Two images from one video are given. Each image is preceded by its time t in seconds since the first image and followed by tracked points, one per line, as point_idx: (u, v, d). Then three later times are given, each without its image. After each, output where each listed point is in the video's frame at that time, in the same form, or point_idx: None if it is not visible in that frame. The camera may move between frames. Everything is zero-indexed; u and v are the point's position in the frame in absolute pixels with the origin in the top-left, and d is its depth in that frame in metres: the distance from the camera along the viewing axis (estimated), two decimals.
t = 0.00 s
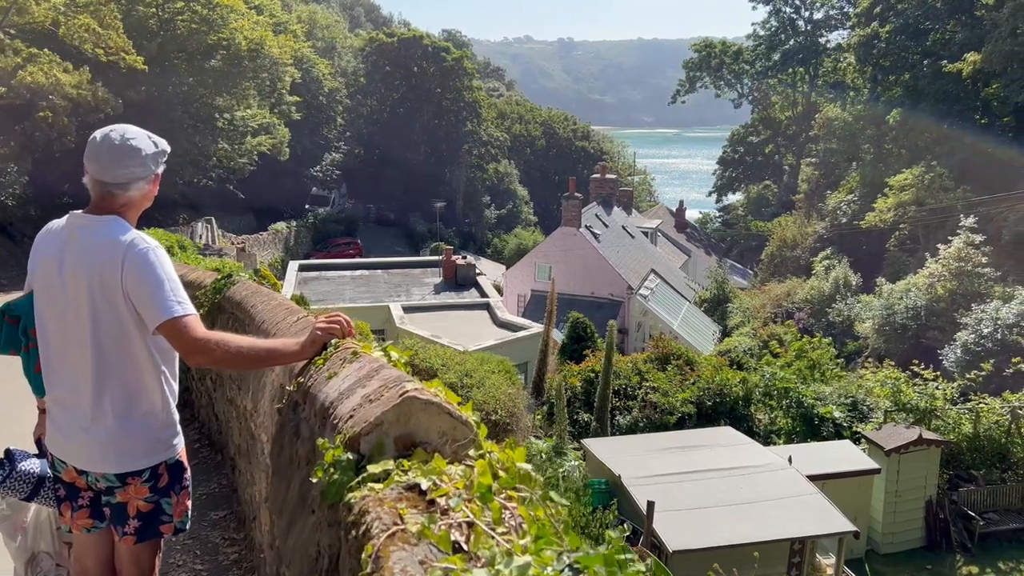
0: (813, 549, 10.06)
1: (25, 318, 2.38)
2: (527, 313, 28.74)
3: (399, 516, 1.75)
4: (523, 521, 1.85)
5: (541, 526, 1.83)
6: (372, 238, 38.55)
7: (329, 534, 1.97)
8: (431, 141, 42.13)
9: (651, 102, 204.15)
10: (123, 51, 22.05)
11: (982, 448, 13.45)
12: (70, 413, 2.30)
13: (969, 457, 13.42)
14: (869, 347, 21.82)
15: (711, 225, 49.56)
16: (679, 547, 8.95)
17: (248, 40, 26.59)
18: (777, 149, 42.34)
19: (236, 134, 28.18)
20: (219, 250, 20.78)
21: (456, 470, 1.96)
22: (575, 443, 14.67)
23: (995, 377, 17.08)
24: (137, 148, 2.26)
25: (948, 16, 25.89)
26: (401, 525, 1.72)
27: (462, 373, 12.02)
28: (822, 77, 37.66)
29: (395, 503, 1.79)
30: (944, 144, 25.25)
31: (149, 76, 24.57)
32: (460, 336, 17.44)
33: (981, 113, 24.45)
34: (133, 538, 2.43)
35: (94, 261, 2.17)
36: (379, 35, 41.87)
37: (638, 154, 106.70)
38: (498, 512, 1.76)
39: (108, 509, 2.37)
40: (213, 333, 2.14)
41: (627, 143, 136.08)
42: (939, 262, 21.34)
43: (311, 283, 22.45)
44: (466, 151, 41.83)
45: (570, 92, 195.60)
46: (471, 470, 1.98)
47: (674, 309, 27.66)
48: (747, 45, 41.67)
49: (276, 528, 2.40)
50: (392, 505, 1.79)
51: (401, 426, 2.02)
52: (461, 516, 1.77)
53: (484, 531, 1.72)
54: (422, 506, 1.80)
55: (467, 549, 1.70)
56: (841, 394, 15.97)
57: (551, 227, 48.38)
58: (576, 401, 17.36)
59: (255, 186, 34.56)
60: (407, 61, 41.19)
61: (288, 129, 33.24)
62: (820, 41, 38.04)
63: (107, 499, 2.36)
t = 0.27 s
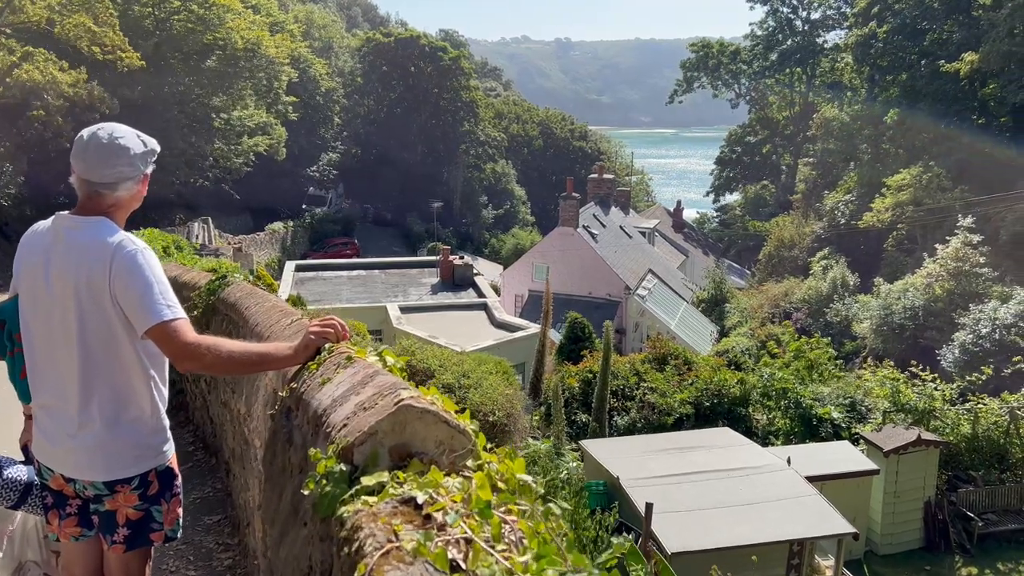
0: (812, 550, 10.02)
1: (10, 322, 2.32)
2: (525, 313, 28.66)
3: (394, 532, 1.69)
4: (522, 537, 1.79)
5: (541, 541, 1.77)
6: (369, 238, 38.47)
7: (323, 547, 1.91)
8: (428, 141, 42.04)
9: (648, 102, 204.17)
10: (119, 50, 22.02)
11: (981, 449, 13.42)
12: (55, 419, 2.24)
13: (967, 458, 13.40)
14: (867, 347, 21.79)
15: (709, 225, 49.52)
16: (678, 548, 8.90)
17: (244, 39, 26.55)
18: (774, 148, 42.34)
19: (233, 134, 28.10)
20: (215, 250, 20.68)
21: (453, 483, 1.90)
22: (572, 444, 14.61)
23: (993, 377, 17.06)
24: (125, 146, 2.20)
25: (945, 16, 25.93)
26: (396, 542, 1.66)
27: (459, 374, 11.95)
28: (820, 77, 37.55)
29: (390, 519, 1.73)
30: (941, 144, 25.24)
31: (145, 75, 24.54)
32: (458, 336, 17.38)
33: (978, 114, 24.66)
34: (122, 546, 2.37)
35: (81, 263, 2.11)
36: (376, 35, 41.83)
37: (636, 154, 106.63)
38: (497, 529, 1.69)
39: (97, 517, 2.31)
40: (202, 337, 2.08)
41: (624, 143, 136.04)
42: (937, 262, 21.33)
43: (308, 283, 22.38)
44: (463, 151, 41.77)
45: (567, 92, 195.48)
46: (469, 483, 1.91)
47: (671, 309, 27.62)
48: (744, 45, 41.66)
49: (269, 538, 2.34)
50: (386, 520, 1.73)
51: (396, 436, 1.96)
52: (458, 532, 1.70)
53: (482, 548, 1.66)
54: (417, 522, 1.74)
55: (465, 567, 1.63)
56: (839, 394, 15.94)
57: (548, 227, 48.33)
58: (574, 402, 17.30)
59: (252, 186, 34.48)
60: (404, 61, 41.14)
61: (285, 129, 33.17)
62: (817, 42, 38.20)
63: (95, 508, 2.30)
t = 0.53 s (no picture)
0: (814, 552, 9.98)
1: (9, 325, 2.27)
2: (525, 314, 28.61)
3: (408, 548, 1.64)
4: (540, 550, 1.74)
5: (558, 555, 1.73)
6: (369, 238, 38.43)
7: (331, 560, 1.86)
8: (428, 141, 41.99)
9: (648, 101, 204.14)
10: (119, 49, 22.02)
11: (983, 449, 13.41)
12: (55, 426, 2.20)
13: (969, 459, 13.38)
14: (868, 347, 21.76)
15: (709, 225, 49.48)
16: (681, 550, 8.85)
17: (244, 39, 26.54)
18: (775, 148, 42.33)
19: (233, 134, 28.06)
20: (216, 250, 20.64)
21: (468, 494, 1.85)
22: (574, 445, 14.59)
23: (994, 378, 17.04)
24: (127, 146, 2.16)
25: (945, 16, 25.94)
26: (411, 559, 1.62)
27: (459, 375, 11.90)
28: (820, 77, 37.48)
29: (403, 533, 1.68)
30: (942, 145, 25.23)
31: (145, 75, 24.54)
32: (458, 337, 17.35)
33: (978, 114, 24.64)
34: (123, 554, 2.32)
35: (81, 266, 2.06)
36: (376, 35, 41.82)
37: (636, 154, 106.61)
38: (515, 543, 1.65)
39: (98, 524, 2.28)
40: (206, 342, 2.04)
41: (624, 143, 135.94)
42: (938, 262, 21.31)
43: (308, 283, 22.34)
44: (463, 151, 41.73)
45: (567, 92, 195.42)
46: (484, 494, 1.87)
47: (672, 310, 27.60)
48: (744, 45, 41.63)
49: (275, 545, 2.30)
50: (400, 534, 1.68)
51: (408, 445, 1.91)
52: (475, 547, 1.66)
53: (500, 562, 1.60)
54: (431, 536, 1.70)
55: None
56: (841, 395, 15.95)
57: (548, 228, 48.28)
58: (575, 402, 17.27)
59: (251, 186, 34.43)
60: (404, 61, 41.12)
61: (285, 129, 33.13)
62: (818, 42, 38.17)
63: (96, 514, 2.25)
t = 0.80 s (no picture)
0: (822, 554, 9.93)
1: (23, 327, 2.24)
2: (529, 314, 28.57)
3: (448, 562, 1.59)
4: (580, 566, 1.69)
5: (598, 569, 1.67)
6: (372, 238, 38.41)
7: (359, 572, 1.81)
8: (432, 140, 41.95)
9: (650, 101, 203.95)
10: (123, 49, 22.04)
11: (990, 451, 13.33)
12: (70, 431, 2.17)
13: (976, 461, 13.31)
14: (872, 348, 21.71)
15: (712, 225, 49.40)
16: (688, 552, 8.81)
17: (248, 39, 26.57)
18: (778, 149, 42.26)
19: (237, 134, 28.05)
20: (220, 250, 20.62)
21: (503, 505, 1.80)
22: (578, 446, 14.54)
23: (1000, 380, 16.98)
24: (143, 146, 2.13)
25: (951, 16, 25.85)
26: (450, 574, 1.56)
27: (465, 375, 11.86)
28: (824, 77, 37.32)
29: (440, 546, 1.63)
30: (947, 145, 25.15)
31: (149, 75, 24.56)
32: (462, 337, 17.31)
33: (984, 114, 24.51)
34: (138, 560, 2.29)
35: (98, 266, 2.03)
36: (379, 35, 41.81)
37: (639, 154, 106.51)
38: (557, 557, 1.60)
39: (112, 529, 2.24)
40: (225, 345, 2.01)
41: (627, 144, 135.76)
42: (943, 263, 21.23)
43: (312, 283, 22.31)
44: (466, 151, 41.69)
45: (570, 92, 195.30)
46: (520, 505, 1.82)
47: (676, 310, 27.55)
48: (748, 45, 41.53)
49: (294, 552, 2.26)
50: (437, 548, 1.63)
51: (439, 453, 1.87)
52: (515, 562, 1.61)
53: None
54: (469, 549, 1.65)
55: None
56: (847, 396, 15.88)
57: (551, 228, 48.22)
58: (580, 403, 17.22)
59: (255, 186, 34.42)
60: (407, 61, 41.08)
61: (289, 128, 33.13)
62: (821, 42, 37.84)
63: (111, 519, 2.22)
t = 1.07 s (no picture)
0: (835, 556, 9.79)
1: (47, 327, 2.21)
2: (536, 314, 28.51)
3: None
4: None
5: None
6: (379, 238, 38.40)
7: None
8: (439, 140, 41.93)
9: (657, 101, 203.57)
10: (133, 48, 22.12)
11: (1003, 454, 13.21)
12: (94, 433, 2.14)
13: (988, 463, 13.20)
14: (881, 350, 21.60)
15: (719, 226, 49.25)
16: (699, 554, 8.75)
17: (257, 39, 26.65)
18: (786, 149, 42.13)
19: (245, 133, 28.10)
20: (228, 250, 20.62)
21: (557, 515, 1.73)
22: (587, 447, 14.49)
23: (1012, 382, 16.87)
24: (170, 144, 2.10)
25: (961, 16, 25.75)
26: None
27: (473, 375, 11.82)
28: (833, 77, 37.18)
29: (494, 559, 1.56)
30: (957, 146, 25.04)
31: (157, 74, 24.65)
32: (469, 337, 17.26)
33: (994, 115, 24.36)
34: (161, 564, 2.25)
35: (126, 266, 2.00)
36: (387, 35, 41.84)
37: (646, 155, 106.30)
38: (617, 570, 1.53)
39: (136, 532, 2.21)
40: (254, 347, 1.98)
41: (634, 144, 135.51)
42: (953, 264, 21.14)
43: (319, 283, 22.30)
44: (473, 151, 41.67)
45: (576, 92, 194.94)
46: (573, 515, 1.75)
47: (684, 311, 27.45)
48: (756, 46, 41.42)
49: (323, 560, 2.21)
50: (491, 561, 1.56)
51: (485, 460, 1.80)
52: None
53: None
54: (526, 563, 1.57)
55: None
56: (857, 398, 15.77)
57: (558, 228, 48.15)
58: (588, 404, 17.16)
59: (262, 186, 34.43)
60: (414, 61, 41.09)
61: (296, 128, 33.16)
62: (830, 42, 37.71)
63: (135, 522, 2.19)
